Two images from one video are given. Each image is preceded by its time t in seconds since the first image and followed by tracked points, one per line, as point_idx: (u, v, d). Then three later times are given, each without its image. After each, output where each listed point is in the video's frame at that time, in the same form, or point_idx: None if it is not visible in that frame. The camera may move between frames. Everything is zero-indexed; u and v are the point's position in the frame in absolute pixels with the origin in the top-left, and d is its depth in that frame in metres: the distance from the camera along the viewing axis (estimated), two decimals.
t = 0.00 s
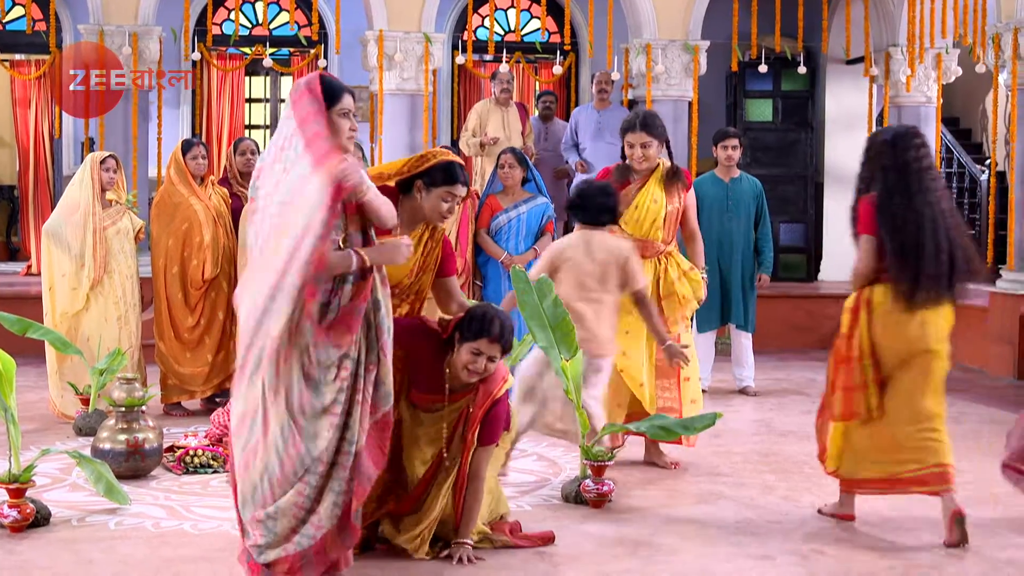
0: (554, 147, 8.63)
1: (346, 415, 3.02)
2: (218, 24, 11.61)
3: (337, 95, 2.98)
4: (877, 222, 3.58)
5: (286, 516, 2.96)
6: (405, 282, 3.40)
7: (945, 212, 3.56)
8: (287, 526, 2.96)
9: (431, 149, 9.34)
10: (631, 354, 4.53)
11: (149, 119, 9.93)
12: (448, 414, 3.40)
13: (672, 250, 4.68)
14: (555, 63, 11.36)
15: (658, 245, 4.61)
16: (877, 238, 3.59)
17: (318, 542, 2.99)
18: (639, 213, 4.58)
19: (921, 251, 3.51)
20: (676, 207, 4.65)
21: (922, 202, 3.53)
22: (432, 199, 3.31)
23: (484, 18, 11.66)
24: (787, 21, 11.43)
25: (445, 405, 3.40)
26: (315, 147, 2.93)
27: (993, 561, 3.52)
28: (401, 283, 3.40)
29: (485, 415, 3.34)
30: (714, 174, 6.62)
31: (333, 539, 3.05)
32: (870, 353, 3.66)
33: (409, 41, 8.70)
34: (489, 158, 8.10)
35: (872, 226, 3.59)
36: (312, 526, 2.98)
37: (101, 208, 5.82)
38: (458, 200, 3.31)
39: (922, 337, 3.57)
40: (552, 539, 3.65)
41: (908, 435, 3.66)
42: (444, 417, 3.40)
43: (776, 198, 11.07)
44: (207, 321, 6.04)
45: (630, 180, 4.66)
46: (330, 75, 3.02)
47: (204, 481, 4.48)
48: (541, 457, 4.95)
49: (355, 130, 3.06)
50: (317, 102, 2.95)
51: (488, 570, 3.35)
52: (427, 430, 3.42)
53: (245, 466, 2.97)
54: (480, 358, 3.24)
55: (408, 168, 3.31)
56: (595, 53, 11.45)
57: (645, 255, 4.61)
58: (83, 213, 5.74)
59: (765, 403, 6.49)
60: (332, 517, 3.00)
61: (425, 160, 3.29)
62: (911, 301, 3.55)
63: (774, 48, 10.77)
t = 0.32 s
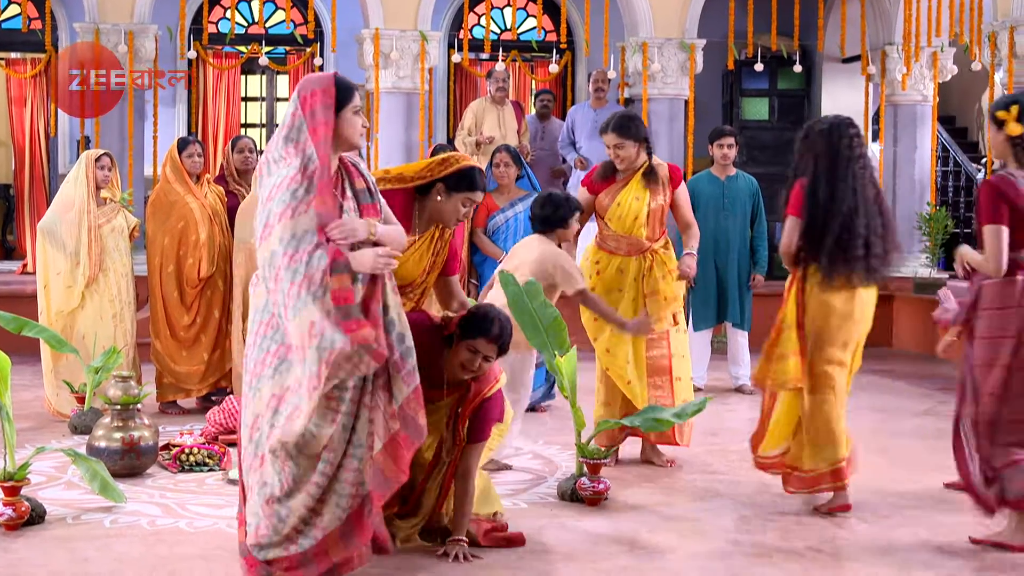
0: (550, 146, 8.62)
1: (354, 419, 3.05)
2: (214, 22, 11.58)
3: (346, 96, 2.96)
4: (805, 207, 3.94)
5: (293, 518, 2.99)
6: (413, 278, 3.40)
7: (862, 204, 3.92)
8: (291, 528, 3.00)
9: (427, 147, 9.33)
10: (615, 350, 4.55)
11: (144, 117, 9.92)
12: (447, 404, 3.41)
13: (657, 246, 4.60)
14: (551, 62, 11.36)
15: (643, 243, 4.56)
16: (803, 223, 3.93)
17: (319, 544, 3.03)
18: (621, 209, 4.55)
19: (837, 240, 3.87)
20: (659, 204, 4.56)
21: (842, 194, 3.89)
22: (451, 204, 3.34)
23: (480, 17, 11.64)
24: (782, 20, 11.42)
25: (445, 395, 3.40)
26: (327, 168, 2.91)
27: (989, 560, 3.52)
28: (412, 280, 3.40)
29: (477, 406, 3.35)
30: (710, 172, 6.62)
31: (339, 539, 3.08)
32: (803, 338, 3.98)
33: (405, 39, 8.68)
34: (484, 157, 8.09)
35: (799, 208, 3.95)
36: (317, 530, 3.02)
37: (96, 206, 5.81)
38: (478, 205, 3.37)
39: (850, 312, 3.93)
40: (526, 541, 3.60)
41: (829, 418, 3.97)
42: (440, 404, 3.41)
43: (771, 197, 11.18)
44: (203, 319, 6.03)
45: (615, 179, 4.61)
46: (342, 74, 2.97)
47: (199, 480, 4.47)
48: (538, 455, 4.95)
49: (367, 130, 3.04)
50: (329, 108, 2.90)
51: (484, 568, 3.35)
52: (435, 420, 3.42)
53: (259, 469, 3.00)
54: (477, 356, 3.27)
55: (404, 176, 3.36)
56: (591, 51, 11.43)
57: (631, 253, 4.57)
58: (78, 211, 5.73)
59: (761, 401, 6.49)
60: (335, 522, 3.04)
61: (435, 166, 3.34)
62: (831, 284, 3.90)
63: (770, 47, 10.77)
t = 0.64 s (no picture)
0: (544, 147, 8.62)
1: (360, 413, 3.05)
2: (208, 22, 11.58)
3: (342, 92, 2.96)
4: (765, 208, 4.12)
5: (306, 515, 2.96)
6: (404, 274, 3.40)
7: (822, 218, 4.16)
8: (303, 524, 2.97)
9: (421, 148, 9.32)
10: (602, 347, 4.60)
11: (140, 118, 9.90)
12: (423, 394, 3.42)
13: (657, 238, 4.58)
14: (545, 62, 11.36)
15: (640, 247, 4.56)
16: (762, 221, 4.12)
17: (327, 539, 3.02)
18: (610, 211, 4.56)
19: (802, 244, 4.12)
20: (649, 201, 4.52)
21: (805, 202, 4.12)
22: (454, 213, 3.37)
23: (474, 16, 11.64)
24: (776, 19, 11.43)
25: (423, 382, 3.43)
26: (313, 156, 2.90)
27: (984, 559, 3.52)
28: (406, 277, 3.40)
29: (451, 393, 3.39)
30: (704, 171, 6.61)
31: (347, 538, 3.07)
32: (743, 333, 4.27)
33: (400, 38, 8.69)
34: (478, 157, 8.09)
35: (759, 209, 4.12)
36: (325, 526, 3.01)
37: (90, 206, 5.80)
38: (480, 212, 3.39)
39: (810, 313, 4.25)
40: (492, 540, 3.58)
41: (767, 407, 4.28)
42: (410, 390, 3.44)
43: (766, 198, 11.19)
44: (197, 319, 6.03)
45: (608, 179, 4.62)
46: (337, 70, 2.98)
47: (193, 479, 4.47)
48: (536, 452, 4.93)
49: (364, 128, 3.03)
50: (319, 104, 2.91)
51: (477, 569, 3.34)
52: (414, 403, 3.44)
53: (264, 466, 2.95)
54: (449, 344, 3.35)
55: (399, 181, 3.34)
56: (586, 51, 11.43)
57: (626, 254, 4.57)
58: (72, 210, 5.73)
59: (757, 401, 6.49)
60: (343, 518, 3.03)
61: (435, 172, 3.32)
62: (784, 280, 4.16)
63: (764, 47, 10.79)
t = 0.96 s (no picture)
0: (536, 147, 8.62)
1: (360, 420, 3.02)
2: (200, 22, 11.58)
3: (341, 90, 2.97)
4: (718, 209, 4.31)
5: (300, 518, 2.96)
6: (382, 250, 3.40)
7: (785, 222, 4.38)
8: (300, 528, 2.97)
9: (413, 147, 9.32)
10: (615, 348, 4.59)
11: (131, 120, 9.90)
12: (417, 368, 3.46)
13: (654, 242, 4.62)
14: (537, 61, 11.35)
15: (640, 243, 4.59)
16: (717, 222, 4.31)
17: (331, 546, 3.03)
18: (614, 212, 4.57)
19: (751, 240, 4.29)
20: (652, 200, 4.56)
21: (760, 203, 4.31)
22: (423, 192, 3.31)
23: (465, 16, 11.63)
24: (767, 19, 11.44)
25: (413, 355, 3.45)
26: (290, 157, 2.85)
27: (976, 558, 3.52)
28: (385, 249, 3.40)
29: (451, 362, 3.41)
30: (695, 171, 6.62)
31: (348, 544, 3.08)
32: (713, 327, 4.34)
33: (391, 38, 8.69)
34: (469, 157, 8.09)
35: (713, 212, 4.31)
36: (328, 534, 3.02)
37: (81, 206, 5.79)
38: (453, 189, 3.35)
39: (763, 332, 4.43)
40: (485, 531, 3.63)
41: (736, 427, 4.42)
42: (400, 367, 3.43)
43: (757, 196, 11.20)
44: (189, 320, 6.02)
45: (605, 183, 4.62)
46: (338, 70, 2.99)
47: (185, 480, 4.46)
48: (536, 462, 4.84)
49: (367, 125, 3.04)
50: (309, 104, 2.92)
51: (470, 569, 3.34)
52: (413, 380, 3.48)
53: (256, 464, 2.97)
54: (443, 311, 3.33)
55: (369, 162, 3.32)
56: (577, 51, 11.42)
57: (627, 252, 4.59)
58: (64, 211, 5.71)
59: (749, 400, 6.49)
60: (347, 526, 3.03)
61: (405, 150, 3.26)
62: (743, 279, 4.34)
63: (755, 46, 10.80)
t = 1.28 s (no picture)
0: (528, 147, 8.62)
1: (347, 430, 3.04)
2: (191, 23, 11.56)
3: (345, 93, 3.04)
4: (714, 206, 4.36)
5: (276, 519, 2.96)
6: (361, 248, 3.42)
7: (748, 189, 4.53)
8: (279, 529, 2.96)
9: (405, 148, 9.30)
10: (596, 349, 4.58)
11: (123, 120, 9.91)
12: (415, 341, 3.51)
13: (638, 245, 4.65)
14: (529, 62, 11.37)
15: (625, 244, 4.59)
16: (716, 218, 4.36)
17: (319, 555, 3.00)
18: (603, 214, 4.56)
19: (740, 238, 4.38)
20: (639, 199, 4.57)
21: (749, 203, 4.39)
22: (388, 168, 3.42)
23: (457, 17, 11.64)
24: (759, 20, 11.46)
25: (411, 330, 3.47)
26: (272, 155, 2.95)
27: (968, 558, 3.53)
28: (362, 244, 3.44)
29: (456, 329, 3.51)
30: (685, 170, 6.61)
31: (341, 555, 3.04)
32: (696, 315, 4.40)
33: (383, 39, 8.68)
34: (461, 157, 8.11)
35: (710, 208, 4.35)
36: (314, 541, 2.99)
37: (73, 208, 5.78)
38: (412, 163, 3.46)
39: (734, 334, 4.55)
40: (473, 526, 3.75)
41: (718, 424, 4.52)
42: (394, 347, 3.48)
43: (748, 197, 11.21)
44: (179, 322, 6.02)
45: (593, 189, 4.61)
46: (346, 74, 3.06)
47: (176, 482, 4.46)
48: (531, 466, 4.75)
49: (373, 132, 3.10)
50: (309, 106, 3.00)
51: (463, 570, 3.35)
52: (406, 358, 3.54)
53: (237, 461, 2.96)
54: (445, 271, 3.35)
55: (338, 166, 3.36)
56: (568, 51, 11.44)
57: (614, 255, 4.59)
58: (56, 212, 5.70)
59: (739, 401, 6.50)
60: (335, 536, 3.01)
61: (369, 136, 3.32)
62: (732, 278, 4.43)
63: (747, 47, 10.83)
